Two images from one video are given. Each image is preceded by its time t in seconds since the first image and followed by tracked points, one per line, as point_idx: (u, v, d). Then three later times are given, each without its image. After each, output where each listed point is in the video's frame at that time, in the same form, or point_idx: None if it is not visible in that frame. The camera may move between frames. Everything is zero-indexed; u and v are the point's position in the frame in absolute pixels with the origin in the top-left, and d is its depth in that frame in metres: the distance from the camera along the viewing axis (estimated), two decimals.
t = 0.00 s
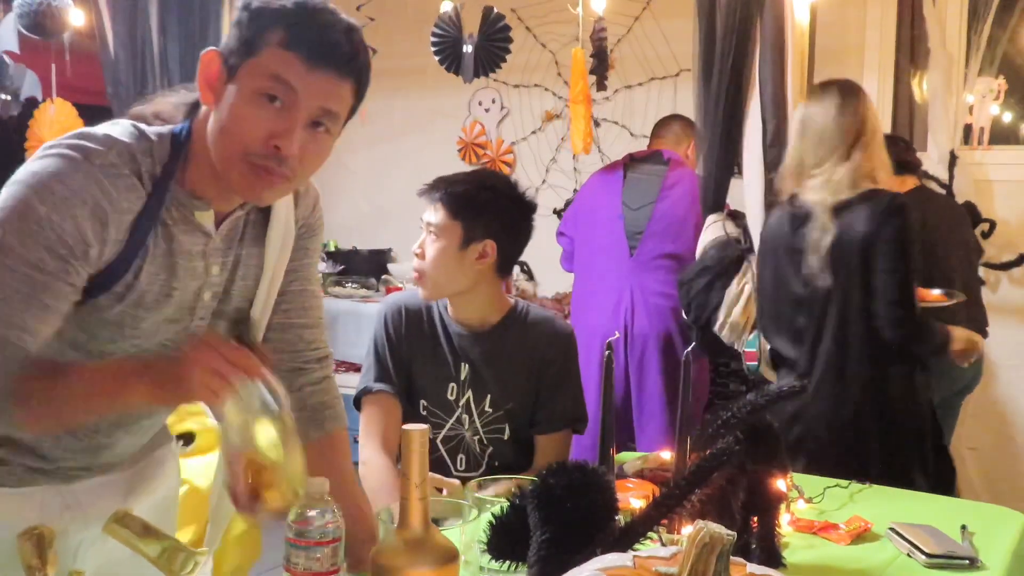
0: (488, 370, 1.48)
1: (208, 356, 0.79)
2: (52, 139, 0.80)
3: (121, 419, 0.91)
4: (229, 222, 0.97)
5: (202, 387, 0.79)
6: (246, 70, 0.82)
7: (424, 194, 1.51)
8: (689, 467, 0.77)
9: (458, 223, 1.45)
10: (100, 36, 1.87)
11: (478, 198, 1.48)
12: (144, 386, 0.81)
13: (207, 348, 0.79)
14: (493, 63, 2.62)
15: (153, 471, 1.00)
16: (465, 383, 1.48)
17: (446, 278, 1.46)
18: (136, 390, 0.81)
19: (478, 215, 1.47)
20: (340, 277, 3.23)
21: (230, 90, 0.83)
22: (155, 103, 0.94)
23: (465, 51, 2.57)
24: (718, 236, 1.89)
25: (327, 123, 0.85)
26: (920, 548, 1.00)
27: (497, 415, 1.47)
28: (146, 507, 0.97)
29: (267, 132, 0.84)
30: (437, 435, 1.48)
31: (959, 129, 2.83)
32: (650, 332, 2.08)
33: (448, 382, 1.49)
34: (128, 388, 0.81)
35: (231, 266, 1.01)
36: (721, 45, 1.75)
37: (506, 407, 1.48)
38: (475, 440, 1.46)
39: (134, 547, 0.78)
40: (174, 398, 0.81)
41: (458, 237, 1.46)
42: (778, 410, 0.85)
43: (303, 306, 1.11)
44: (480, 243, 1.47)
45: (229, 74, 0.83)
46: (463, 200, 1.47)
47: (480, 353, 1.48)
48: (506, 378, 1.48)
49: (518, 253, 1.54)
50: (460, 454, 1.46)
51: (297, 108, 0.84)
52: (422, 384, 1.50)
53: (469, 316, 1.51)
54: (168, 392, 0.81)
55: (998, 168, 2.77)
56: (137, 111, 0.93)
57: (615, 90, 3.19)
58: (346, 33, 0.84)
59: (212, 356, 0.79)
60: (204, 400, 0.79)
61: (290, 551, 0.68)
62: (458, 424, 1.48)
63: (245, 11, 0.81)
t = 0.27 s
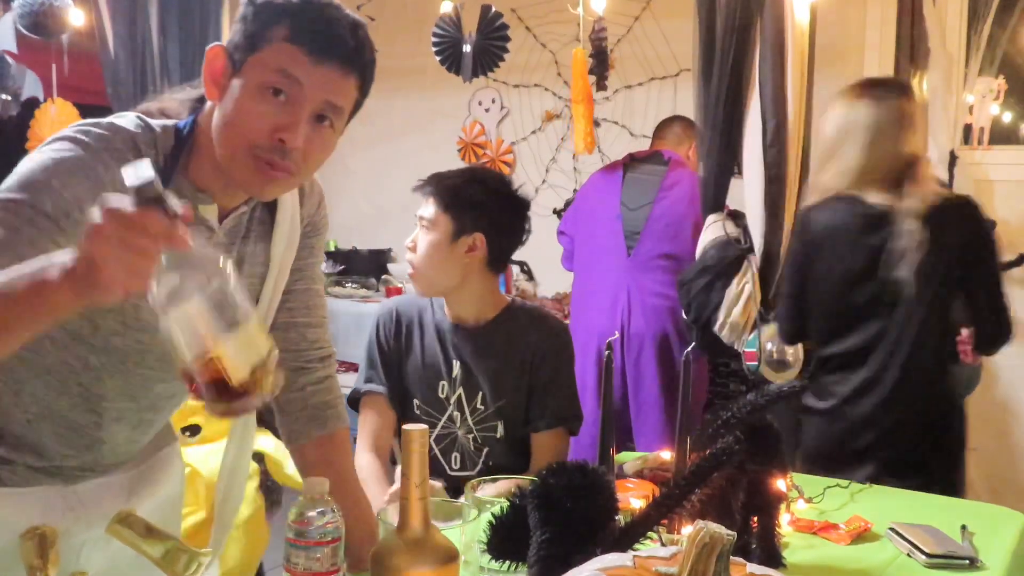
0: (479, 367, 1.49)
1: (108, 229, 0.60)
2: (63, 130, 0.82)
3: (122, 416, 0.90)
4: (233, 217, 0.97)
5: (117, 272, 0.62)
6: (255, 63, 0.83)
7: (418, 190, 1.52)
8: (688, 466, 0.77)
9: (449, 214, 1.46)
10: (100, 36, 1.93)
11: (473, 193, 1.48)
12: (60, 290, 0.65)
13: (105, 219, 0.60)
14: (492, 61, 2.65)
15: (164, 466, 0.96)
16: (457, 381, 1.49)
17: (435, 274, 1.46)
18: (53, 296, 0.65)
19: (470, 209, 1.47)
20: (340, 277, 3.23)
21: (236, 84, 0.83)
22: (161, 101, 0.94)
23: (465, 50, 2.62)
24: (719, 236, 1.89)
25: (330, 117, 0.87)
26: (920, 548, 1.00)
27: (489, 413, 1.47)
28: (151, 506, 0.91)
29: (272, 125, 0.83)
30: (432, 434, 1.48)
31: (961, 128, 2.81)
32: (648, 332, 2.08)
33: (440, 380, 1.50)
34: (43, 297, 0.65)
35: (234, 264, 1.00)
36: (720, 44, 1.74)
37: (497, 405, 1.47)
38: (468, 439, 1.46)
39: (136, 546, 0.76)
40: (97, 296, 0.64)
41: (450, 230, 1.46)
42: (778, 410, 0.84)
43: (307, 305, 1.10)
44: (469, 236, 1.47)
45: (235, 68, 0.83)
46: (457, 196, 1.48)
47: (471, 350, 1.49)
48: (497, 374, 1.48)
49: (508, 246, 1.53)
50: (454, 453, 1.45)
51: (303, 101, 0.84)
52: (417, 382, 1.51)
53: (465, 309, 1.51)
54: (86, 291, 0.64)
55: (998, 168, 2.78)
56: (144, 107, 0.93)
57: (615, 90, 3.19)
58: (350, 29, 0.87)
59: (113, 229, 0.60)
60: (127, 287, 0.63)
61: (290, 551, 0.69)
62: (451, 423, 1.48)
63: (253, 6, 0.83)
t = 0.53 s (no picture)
0: (480, 370, 1.48)
1: (101, 156, 0.59)
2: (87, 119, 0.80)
3: (124, 413, 0.88)
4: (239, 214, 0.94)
5: (121, 204, 0.60)
6: (256, 59, 0.80)
7: (425, 192, 1.56)
8: (688, 466, 0.77)
9: (453, 213, 1.46)
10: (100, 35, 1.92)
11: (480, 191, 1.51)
12: (72, 236, 0.64)
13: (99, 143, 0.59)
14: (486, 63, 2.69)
15: (165, 468, 0.97)
16: (458, 382, 1.49)
17: (444, 270, 1.47)
18: (68, 245, 0.64)
19: (472, 206, 1.48)
20: (341, 277, 3.23)
21: (236, 80, 0.79)
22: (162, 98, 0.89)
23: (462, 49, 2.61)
24: (719, 236, 1.85)
25: (331, 112, 0.85)
26: (920, 548, 1.00)
27: (488, 415, 1.46)
28: (151, 507, 0.92)
29: (273, 120, 0.79)
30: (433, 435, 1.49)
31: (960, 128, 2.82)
32: (648, 332, 2.08)
33: (440, 382, 1.49)
34: (60, 246, 0.64)
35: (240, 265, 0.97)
36: (720, 44, 1.74)
37: (497, 408, 1.46)
38: (469, 439, 1.46)
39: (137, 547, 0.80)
40: (109, 237, 0.63)
41: (453, 230, 1.46)
42: (779, 409, 0.84)
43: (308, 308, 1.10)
44: (474, 232, 1.47)
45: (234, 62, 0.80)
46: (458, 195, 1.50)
47: (472, 352, 1.48)
48: (497, 377, 1.47)
49: (514, 243, 1.53)
50: (457, 453, 1.46)
51: (303, 96, 0.82)
52: (416, 383, 1.51)
53: (469, 309, 1.50)
54: (97, 234, 0.63)
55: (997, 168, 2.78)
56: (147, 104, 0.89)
57: (615, 90, 3.19)
58: (350, 24, 0.87)
59: (107, 154, 0.59)
60: (139, 221, 0.61)
61: (290, 551, 0.68)
62: (450, 425, 1.48)
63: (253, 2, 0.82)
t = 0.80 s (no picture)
0: (481, 373, 1.47)
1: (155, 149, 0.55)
2: (93, 120, 0.79)
3: (129, 414, 0.88)
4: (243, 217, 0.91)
5: (179, 198, 0.57)
6: (263, 58, 0.79)
7: (429, 202, 1.58)
8: (688, 466, 0.77)
9: (456, 223, 1.49)
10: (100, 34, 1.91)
11: (483, 199, 1.52)
12: (126, 231, 0.59)
13: (151, 135, 0.55)
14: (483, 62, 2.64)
15: (165, 467, 0.97)
16: (459, 386, 1.49)
17: (446, 277, 1.48)
18: (121, 240, 0.60)
19: (474, 214, 1.50)
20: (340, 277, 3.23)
21: (243, 84, 0.78)
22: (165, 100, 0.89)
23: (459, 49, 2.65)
24: (719, 236, 1.86)
25: (338, 113, 0.84)
26: (920, 548, 1.00)
27: (488, 417, 1.46)
28: (154, 505, 0.93)
29: (281, 122, 0.77)
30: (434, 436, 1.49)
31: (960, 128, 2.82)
32: (648, 333, 2.08)
33: (441, 384, 1.50)
34: (112, 243, 0.60)
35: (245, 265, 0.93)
36: (720, 44, 1.77)
37: (499, 413, 1.45)
38: (469, 440, 1.46)
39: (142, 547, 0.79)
40: (165, 233, 0.59)
41: (456, 237, 1.48)
42: (779, 410, 0.84)
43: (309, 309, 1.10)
44: (476, 242, 1.49)
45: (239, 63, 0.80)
46: (461, 199, 1.51)
47: (474, 354, 1.48)
48: (499, 381, 1.46)
49: (516, 252, 1.54)
50: (458, 453, 1.47)
51: (310, 96, 0.79)
52: (418, 383, 1.52)
53: (472, 316, 1.51)
54: (153, 229, 0.59)
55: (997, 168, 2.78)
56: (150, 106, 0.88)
57: (615, 90, 3.19)
58: (356, 24, 0.86)
59: (162, 146, 0.55)
60: (197, 214, 0.57)
61: (290, 552, 0.69)
62: (450, 426, 1.48)
63: (259, 5, 0.81)
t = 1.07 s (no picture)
0: (482, 374, 1.47)
1: (174, 154, 0.55)
2: (94, 122, 0.80)
3: (130, 416, 0.88)
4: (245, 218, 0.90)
5: (196, 203, 0.57)
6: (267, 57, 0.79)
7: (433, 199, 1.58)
8: (687, 466, 0.77)
9: (456, 217, 1.50)
10: (101, 35, 1.91)
11: (485, 199, 1.52)
12: (142, 234, 0.59)
13: (170, 141, 0.55)
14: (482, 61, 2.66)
15: (166, 466, 0.97)
16: (457, 384, 1.48)
17: (444, 276, 1.48)
18: (136, 242, 0.60)
19: (476, 213, 1.51)
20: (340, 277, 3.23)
21: (248, 82, 0.78)
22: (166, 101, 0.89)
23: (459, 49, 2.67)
24: (719, 236, 1.88)
25: (342, 114, 0.84)
26: (920, 548, 1.00)
27: (488, 418, 1.46)
28: (153, 505, 0.93)
29: (285, 123, 0.77)
30: (433, 436, 1.49)
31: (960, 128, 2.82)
32: (648, 332, 2.08)
33: (441, 384, 1.49)
34: (126, 244, 0.60)
35: (247, 264, 0.93)
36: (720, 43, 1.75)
37: (497, 411, 1.45)
38: (467, 441, 1.46)
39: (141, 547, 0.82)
40: (182, 235, 0.60)
41: (456, 235, 1.49)
42: (779, 410, 0.84)
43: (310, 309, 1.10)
44: (473, 239, 1.49)
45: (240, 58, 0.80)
46: (461, 199, 1.52)
47: (473, 354, 1.48)
48: (497, 380, 1.46)
49: (515, 253, 1.55)
50: (457, 453, 1.47)
51: (315, 98, 0.79)
52: (418, 383, 1.52)
53: (470, 314, 1.51)
54: (168, 232, 0.59)
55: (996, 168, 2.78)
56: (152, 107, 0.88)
57: (615, 90, 3.20)
58: (362, 27, 0.86)
59: (182, 152, 0.55)
60: (215, 219, 0.58)
61: (290, 551, 0.69)
62: (450, 426, 1.48)
63: (264, 5, 0.81)
